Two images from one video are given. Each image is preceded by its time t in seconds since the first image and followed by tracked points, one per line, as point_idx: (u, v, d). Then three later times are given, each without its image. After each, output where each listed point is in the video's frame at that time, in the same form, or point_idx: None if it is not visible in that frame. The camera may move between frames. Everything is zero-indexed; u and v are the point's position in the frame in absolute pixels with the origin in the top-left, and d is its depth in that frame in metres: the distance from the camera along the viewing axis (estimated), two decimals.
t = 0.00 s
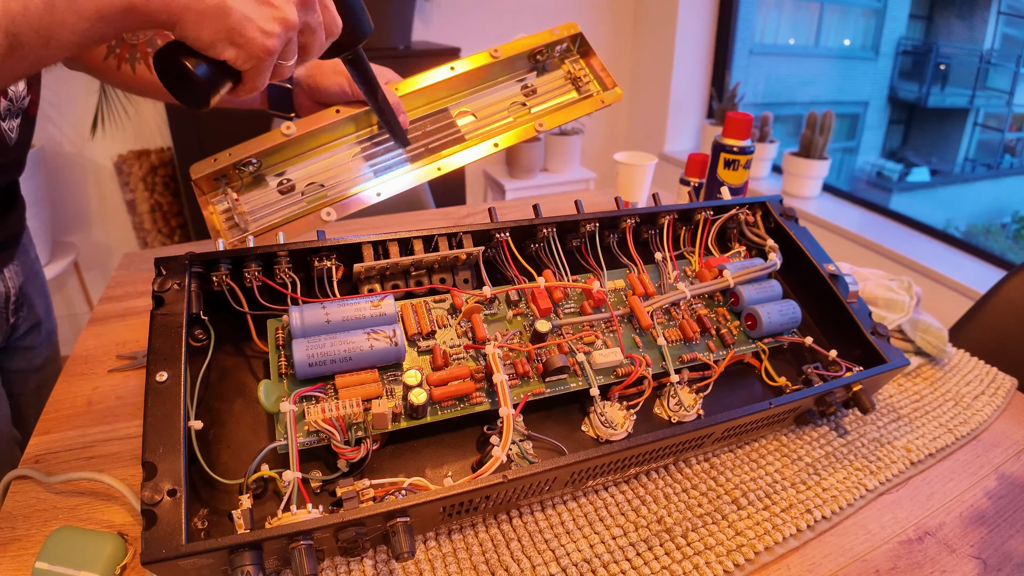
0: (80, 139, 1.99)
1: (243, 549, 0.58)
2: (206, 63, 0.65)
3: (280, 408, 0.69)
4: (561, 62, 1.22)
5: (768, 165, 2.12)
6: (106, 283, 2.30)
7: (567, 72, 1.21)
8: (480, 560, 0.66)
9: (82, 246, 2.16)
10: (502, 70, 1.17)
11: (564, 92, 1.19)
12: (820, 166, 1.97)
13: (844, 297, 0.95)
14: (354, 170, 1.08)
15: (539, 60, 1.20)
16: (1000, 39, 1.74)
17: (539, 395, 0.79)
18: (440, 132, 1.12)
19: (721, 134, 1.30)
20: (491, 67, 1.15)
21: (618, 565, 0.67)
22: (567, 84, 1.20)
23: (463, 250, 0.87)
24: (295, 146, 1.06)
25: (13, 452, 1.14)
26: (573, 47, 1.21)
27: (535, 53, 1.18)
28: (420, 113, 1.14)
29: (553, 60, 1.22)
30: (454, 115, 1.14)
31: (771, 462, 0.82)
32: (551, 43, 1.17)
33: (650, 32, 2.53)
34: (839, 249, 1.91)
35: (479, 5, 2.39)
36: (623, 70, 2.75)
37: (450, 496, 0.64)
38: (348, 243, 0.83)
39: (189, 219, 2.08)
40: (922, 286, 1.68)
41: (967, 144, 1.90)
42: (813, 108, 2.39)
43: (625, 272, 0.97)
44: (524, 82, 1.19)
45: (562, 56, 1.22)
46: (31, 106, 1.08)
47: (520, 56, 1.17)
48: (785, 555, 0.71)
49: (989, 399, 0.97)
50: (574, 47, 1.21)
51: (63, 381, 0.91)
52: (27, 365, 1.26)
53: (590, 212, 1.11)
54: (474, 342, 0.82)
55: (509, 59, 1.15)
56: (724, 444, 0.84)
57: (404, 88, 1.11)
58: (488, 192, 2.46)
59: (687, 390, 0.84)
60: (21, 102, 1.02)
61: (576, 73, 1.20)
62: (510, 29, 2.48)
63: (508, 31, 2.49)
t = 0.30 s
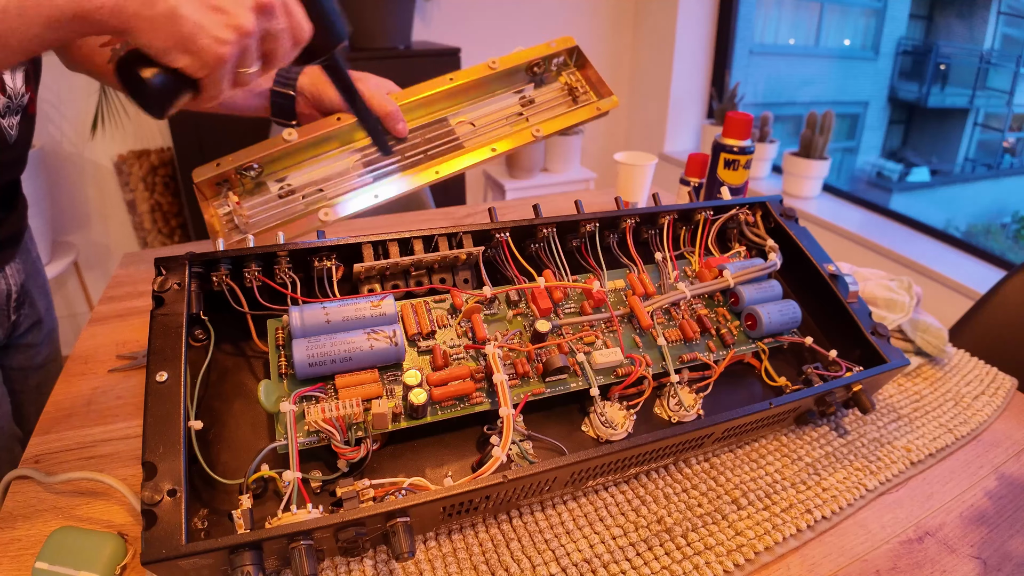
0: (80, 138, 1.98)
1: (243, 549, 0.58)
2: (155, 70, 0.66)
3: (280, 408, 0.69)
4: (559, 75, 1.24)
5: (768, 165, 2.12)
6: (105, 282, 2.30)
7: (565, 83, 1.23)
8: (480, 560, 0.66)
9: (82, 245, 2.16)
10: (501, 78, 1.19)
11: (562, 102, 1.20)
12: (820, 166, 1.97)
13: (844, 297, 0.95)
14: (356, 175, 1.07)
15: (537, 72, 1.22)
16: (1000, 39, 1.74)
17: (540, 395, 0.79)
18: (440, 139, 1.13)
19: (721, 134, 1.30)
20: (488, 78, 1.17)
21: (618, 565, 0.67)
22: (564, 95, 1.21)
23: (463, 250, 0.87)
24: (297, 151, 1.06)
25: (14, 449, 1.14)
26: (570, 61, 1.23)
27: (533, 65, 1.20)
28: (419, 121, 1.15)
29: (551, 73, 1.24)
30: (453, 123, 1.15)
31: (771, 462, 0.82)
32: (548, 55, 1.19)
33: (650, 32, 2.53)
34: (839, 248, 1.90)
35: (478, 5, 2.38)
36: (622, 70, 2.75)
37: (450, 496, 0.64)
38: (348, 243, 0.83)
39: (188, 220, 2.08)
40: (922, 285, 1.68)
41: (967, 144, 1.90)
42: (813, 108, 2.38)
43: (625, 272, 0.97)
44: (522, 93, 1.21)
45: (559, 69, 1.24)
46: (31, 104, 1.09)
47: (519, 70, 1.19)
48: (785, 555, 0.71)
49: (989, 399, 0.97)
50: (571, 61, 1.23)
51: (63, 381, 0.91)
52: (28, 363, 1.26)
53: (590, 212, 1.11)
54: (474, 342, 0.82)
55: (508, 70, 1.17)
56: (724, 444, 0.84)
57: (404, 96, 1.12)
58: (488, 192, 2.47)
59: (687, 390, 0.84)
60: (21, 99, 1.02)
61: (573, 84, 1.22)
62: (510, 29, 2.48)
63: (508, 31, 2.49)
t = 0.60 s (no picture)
0: (80, 138, 1.99)
1: (243, 549, 0.58)
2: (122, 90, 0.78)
3: (280, 408, 0.69)
4: (576, 126, 1.34)
5: (768, 165, 2.12)
6: (105, 282, 2.30)
7: (583, 131, 1.32)
8: (480, 560, 0.66)
9: (83, 245, 2.16)
10: (522, 124, 1.27)
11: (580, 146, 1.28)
12: (820, 166, 1.97)
13: (844, 297, 0.95)
14: (378, 198, 1.09)
15: (556, 121, 1.31)
16: (1000, 39, 1.75)
17: (540, 395, 0.79)
18: (460, 172, 1.17)
19: (721, 135, 1.30)
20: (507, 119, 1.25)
21: (618, 565, 0.67)
22: (582, 140, 1.30)
23: (463, 250, 0.87)
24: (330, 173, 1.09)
25: (15, 447, 1.14)
26: (587, 114, 1.33)
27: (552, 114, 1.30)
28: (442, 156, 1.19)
29: (569, 125, 1.33)
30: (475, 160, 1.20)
31: (771, 462, 0.82)
32: (567, 105, 1.30)
33: (650, 32, 2.54)
34: (839, 249, 1.90)
35: (478, 5, 2.38)
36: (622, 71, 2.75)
37: (451, 496, 0.64)
38: (348, 243, 0.83)
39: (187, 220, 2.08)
40: (922, 286, 1.68)
41: (967, 144, 1.90)
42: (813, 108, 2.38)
43: (625, 272, 0.97)
44: (543, 137, 1.28)
45: (576, 122, 1.34)
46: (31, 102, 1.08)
47: (539, 118, 1.28)
48: (785, 555, 0.71)
49: (989, 399, 0.97)
50: (587, 114, 1.33)
51: (63, 381, 0.91)
52: (31, 361, 1.26)
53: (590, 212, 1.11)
54: (474, 342, 0.82)
55: (528, 117, 1.27)
56: (724, 444, 0.84)
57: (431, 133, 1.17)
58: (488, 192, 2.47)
59: (687, 390, 0.84)
60: (18, 97, 1.01)
61: (592, 132, 1.31)
62: (510, 29, 2.48)
63: (508, 31, 2.49)
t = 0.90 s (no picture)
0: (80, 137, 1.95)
1: (243, 549, 0.58)
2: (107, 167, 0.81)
3: (280, 408, 0.69)
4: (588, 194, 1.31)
5: (768, 165, 2.12)
6: (106, 282, 2.30)
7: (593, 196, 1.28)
8: (480, 560, 0.66)
9: (83, 244, 2.16)
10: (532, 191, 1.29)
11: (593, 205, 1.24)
12: (821, 166, 1.97)
13: (844, 297, 0.95)
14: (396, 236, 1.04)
15: (568, 188, 1.31)
16: (1000, 39, 1.75)
17: (539, 395, 0.79)
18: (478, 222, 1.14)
19: (721, 135, 1.30)
20: (519, 184, 1.31)
21: (618, 565, 0.67)
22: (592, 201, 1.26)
23: (463, 250, 0.87)
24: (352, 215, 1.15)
25: (17, 446, 1.14)
26: (596, 185, 1.33)
27: (563, 180, 1.31)
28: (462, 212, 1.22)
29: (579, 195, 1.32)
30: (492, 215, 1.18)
31: (771, 462, 0.82)
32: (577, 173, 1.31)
33: (651, 32, 2.54)
34: (840, 249, 1.90)
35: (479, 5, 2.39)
36: (622, 70, 2.75)
37: (451, 496, 0.64)
38: (348, 243, 0.83)
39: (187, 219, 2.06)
40: (923, 286, 1.68)
41: (967, 144, 1.90)
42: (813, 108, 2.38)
43: (625, 272, 0.97)
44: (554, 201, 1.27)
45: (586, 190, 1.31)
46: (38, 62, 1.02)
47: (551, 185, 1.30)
48: (785, 555, 0.71)
49: (989, 399, 0.97)
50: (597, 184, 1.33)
51: (63, 381, 0.91)
52: (34, 360, 1.26)
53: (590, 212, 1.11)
54: (474, 342, 0.82)
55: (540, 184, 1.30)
56: (724, 444, 0.84)
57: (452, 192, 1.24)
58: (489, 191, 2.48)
59: (687, 390, 0.84)
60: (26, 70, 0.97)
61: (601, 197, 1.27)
62: (509, 30, 2.48)
63: (509, 31, 2.49)
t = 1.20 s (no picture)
0: (81, 140, 1.98)
1: (243, 549, 0.58)
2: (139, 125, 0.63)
3: (280, 408, 0.69)
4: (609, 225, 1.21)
5: (768, 165, 2.12)
6: (106, 283, 2.30)
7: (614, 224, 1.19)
8: (480, 560, 0.66)
9: (83, 245, 2.16)
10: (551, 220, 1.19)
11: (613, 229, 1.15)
12: (821, 166, 1.97)
13: (844, 297, 0.95)
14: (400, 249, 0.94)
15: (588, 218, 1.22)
16: (1000, 39, 1.75)
17: (539, 395, 0.79)
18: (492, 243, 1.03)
19: (721, 135, 1.30)
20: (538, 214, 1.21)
21: (618, 565, 0.67)
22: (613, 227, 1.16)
23: (463, 250, 0.87)
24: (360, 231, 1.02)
25: (19, 445, 1.15)
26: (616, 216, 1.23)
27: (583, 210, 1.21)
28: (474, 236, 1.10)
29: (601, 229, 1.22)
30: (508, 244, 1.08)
31: (771, 462, 0.82)
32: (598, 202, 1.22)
33: (651, 32, 2.54)
34: (840, 249, 1.90)
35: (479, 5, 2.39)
36: (622, 70, 2.75)
37: (451, 496, 0.64)
38: (347, 243, 0.83)
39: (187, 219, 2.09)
40: (923, 286, 1.68)
41: (967, 144, 1.90)
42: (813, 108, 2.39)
43: (625, 272, 0.97)
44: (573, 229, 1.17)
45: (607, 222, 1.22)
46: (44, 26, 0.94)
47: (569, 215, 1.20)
48: (785, 555, 0.71)
49: (988, 399, 0.97)
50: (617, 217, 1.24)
51: (63, 382, 0.91)
52: (36, 358, 1.27)
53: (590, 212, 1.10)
54: (474, 342, 0.82)
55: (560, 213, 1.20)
56: (724, 444, 0.84)
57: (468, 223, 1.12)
58: (489, 191, 2.48)
59: (687, 390, 0.84)
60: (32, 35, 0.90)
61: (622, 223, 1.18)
62: (509, 30, 2.48)
63: (509, 31, 2.49)
